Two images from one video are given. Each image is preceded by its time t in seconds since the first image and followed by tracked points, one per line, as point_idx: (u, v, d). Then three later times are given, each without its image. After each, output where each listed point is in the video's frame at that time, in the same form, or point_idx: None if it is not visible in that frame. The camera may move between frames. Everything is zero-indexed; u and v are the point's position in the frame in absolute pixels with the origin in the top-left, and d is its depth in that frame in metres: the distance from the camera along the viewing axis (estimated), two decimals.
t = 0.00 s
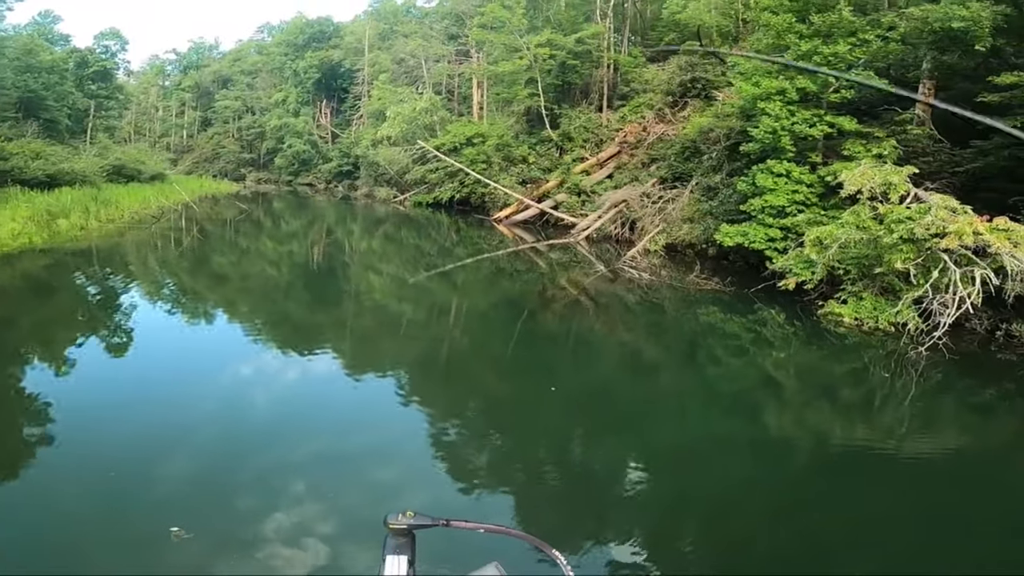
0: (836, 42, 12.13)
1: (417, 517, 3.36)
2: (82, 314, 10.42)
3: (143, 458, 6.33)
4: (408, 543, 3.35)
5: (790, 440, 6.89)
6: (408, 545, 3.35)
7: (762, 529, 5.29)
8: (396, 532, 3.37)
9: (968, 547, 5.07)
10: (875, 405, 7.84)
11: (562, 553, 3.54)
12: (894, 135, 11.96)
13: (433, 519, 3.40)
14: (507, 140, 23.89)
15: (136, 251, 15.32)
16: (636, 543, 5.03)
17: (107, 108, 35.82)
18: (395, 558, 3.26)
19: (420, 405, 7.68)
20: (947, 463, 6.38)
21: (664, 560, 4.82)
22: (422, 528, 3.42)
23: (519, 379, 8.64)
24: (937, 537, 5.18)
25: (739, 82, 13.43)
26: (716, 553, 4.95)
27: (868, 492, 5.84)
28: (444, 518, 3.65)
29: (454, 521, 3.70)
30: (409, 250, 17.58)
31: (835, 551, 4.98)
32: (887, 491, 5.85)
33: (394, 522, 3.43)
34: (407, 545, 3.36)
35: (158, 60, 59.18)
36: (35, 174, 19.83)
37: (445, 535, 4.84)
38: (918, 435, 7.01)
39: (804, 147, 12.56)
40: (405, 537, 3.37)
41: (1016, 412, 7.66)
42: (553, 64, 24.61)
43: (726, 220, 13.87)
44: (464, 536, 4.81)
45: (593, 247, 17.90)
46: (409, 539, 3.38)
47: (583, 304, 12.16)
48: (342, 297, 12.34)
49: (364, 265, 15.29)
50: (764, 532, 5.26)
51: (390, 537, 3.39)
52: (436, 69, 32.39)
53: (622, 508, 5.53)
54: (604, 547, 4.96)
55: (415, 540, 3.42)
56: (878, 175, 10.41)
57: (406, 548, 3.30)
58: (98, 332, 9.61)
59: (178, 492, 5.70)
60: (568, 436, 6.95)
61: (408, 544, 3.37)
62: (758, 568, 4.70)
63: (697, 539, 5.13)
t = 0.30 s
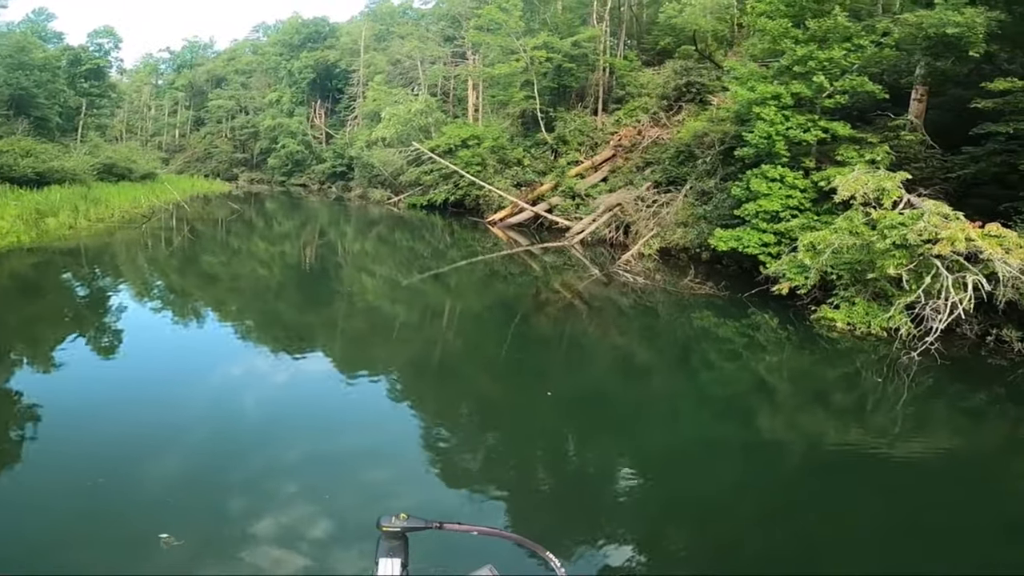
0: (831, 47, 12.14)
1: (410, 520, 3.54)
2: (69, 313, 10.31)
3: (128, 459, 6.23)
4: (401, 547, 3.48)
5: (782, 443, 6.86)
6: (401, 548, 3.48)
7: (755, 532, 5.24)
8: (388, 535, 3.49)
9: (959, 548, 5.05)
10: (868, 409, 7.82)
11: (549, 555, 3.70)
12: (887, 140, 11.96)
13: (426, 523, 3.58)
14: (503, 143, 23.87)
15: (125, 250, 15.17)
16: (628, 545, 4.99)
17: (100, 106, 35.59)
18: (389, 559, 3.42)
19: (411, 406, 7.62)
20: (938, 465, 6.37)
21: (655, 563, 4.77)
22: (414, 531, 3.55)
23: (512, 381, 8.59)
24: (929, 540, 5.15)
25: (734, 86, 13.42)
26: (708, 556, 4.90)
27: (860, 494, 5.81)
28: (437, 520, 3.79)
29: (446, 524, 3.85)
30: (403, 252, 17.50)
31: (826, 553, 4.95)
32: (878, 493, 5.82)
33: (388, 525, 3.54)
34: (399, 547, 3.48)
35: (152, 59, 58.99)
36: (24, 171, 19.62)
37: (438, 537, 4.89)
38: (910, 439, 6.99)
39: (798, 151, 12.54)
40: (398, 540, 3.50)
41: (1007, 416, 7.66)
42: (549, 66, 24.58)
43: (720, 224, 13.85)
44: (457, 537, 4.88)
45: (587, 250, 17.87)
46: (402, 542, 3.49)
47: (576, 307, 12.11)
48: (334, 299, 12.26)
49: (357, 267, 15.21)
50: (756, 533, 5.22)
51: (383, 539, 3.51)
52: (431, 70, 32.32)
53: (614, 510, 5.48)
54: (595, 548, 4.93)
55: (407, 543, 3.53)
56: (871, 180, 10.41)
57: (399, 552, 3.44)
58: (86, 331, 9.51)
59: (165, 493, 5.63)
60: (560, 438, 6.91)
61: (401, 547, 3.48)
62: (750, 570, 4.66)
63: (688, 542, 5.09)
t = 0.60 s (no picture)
0: (827, 50, 12.13)
1: (404, 520, 3.53)
2: (58, 311, 10.22)
3: (118, 459, 6.14)
4: (396, 546, 3.49)
5: (776, 445, 6.84)
6: (396, 548, 3.49)
7: (750, 532, 5.22)
8: (383, 534, 3.50)
9: (952, 549, 5.04)
10: (860, 411, 7.80)
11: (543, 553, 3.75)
12: (881, 143, 11.94)
13: (421, 522, 3.58)
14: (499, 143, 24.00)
15: (116, 248, 15.06)
16: (621, 546, 4.96)
17: (92, 103, 35.38)
18: (382, 559, 3.41)
19: (404, 407, 7.56)
20: (931, 468, 6.35)
21: (651, 563, 4.73)
22: (409, 531, 3.56)
23: (506, 382, 8.54)
24: (923, 541, 5.13)
25: (730, 89, 13.39)
26: (702, 555, 4.88)
27: (853, 495, 5.79)
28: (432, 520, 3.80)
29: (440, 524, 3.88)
30: (396, 251, 17.43)
31: (821, 554, 4.92)
32: (872, 495, 5.80)
33: (382, 525, 3.56)
34: (394, 547, 3.49)
35: (145, 55, 58.66)
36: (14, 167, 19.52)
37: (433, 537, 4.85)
38: (902, 441, 6.97)
39: (793, 154, 12.52)
40: (393, 540, 3.51)
41: (997, 418, 7.66)
42: (546, 67, 24.53)
43: (715, 227, 13.84)
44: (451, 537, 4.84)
45: (582, 252, 17.83)
46: (396, 543, 3.50)
47: (570, 309, 12.07)
48: (326, 298, 12.18)
49: (350, 266, 15.13)
50: (750, 534, 5.19)
51: (378, 539, 3.52)
52: (427, 70, 32.24)
53: (608, 512, 5.45)
54: (589, 549, 4.89)
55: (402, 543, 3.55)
56: (865, 184, 10.39)
57: (394, 552, 3.44)
58: (74, 330, 9.41)
59: (156, 493, 5.53)
60: (553, 439, 6.87)
61: (396, 547, 3.49)
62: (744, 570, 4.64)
63: (682, 543, 5.05)
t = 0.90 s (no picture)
0: (825, 54, 12.14)
1: (399, 519, 3.63)
2: (50, 311, 10.15)
3: (112, 459, 6.09)
4: (390, 545, 3.60)
5: (772, 447, 6.81)
6: (391, 547, 3.59)
7: (746, 534, 5.19)
8: (378, 533, 3.63)
9: (949, 551, 5.02)
10: (856, 414, 7.78)
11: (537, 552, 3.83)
12: (877, 147, 11.94)
13: (415, 522, 3.67)
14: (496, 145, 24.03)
15: (109, 248, 14.98)
16: (616, 548, 4.92)
17: (88, 102, 35.24)
18: (378, 557, 3.50)
19: (399, 409, 7.51)
20: (927, 471, 6.33)
21: (647, 566, 4.69)
22: (404, 531, 3.66)
23: (502, 384, 8.51)
24: (920, 544, 5.11)
25: (728, 92, 13.39)
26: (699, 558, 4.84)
27: (850, 498, 5.77)
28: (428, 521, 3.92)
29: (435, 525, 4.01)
30: (392, 253, 17.38)
31: (818, 556, 4.89)
32: (868, 497, 5.78)
33: (377, 525, 3.68)
34: (389, 546, 3.60)
35: (141, 54, 58.52)
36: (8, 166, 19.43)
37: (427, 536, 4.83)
38: (898, 443, 6.95)
39: (790, 158, 12.50)
40: (387, 539, 3.62)
41: (992, 421, 7.64)
42: (544, 69, 24.50)
43: (711, 230, 13.85)
44: (446, 537, 4.84)
45: (579, 254, 17.82)
46: (391, 542, 3.61)
47: (567, 311, 12.04)
48: (321, 299, 12.14)
49: (346, 267, 15.08)
50: (747, 536, 5.16)
51: (373, 538, 3.64)
52: (425, 71, 32.20)
53: (604, 514, 5.41)
54: (582, 550, 4.86)
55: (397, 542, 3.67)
56: (862, 188, 10.39)
57: (389, 550, 3.54)
58: (66, 330, 9.35)
59: (150, 494, 5.48)
60: (549, 441, 6.84)
61: (391, 546, 3.61)
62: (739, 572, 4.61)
63: (677, 545, 5.03)
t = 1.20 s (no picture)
0: (824, 59, 12.14)
1: (396, 521, 3.49)
2: (45, 310, 10.11)
3: (106, 459, 6.05)
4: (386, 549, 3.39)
5: (768, 452, 6.80)
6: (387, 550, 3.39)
7: (743, 538, 5.16)
8: (373, 535, 3.41)
9: (946, 555, 5.00)
10: (852, 419, 7.76)
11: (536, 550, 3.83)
12: (876, 153, 11.94)
13: (412, 524, 3.53)
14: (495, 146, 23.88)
15: (105, 248, 14.93)
16: (612, 551, 4.91)
17: (86, 101, 35.16)
18: (374, 559, 3.37)
19: (396, 411, 7.49)
20: (923, 475, 6.32)
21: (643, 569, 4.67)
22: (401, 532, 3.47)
23: (499, 387, 8.49)
24: (916, 547, 5.10)
25: (727, 96, 13.38)
26: (696, 561, 4.82)
27: (847, 502, 5.76)
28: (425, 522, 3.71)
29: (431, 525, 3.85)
30: (390, 255, 17.35)
31: (814, 559, 4.88)
32: (864, 501, 5.78)
33: (373, 525, 3.47)
34: (384, 549, 3.40)
35: (140, 54, 58.49)
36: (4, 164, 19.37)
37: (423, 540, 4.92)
38: (895, 448, 6.94)
39: (789, 163, 12.46)
40: (383, 541, 3.41)
41: (988, 427, 7.63)
42: (543, 72, 24.50)
43: (709, 235, 13.84)
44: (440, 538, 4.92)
45: (577, 258, 17.79)
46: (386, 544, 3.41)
47: (564, 314, 12.02)
48: (318, 301, 12.11)
49: (343, 269, 15.04)
50: (744, 539, 5.14)
51: (368, 540, 3.42)
52: (424, 73, 32.19)
53: (601, 518, 5.38)
54: (578, 553, 4.85)
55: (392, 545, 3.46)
56: (860, 194, 10.38)
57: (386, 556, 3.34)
58: (61, 330, 9.31)
59: (142, 495, 5.44)
60: (545, 444, 6.82)
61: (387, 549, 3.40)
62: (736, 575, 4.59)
63: (673, 548, 5.01)
